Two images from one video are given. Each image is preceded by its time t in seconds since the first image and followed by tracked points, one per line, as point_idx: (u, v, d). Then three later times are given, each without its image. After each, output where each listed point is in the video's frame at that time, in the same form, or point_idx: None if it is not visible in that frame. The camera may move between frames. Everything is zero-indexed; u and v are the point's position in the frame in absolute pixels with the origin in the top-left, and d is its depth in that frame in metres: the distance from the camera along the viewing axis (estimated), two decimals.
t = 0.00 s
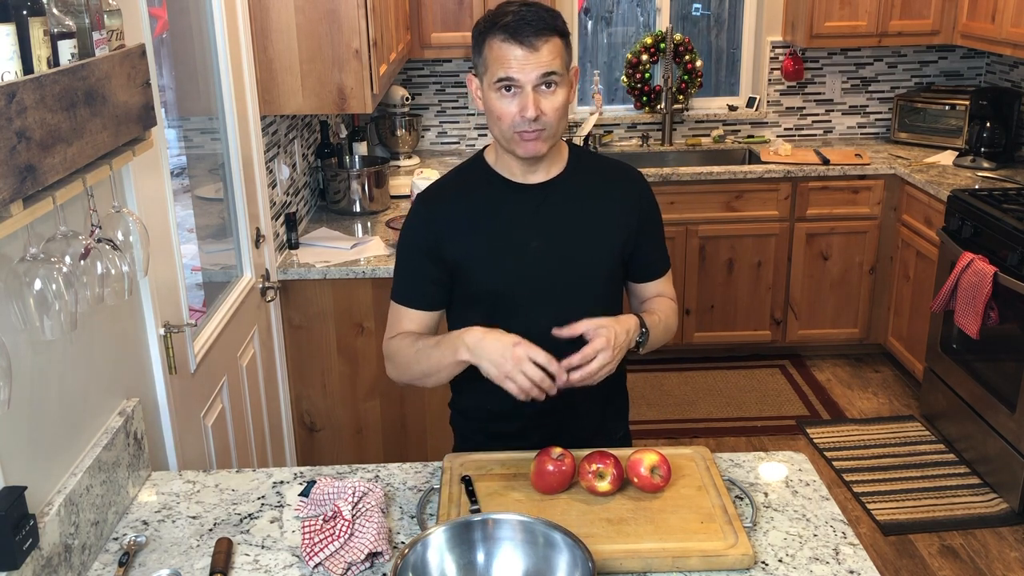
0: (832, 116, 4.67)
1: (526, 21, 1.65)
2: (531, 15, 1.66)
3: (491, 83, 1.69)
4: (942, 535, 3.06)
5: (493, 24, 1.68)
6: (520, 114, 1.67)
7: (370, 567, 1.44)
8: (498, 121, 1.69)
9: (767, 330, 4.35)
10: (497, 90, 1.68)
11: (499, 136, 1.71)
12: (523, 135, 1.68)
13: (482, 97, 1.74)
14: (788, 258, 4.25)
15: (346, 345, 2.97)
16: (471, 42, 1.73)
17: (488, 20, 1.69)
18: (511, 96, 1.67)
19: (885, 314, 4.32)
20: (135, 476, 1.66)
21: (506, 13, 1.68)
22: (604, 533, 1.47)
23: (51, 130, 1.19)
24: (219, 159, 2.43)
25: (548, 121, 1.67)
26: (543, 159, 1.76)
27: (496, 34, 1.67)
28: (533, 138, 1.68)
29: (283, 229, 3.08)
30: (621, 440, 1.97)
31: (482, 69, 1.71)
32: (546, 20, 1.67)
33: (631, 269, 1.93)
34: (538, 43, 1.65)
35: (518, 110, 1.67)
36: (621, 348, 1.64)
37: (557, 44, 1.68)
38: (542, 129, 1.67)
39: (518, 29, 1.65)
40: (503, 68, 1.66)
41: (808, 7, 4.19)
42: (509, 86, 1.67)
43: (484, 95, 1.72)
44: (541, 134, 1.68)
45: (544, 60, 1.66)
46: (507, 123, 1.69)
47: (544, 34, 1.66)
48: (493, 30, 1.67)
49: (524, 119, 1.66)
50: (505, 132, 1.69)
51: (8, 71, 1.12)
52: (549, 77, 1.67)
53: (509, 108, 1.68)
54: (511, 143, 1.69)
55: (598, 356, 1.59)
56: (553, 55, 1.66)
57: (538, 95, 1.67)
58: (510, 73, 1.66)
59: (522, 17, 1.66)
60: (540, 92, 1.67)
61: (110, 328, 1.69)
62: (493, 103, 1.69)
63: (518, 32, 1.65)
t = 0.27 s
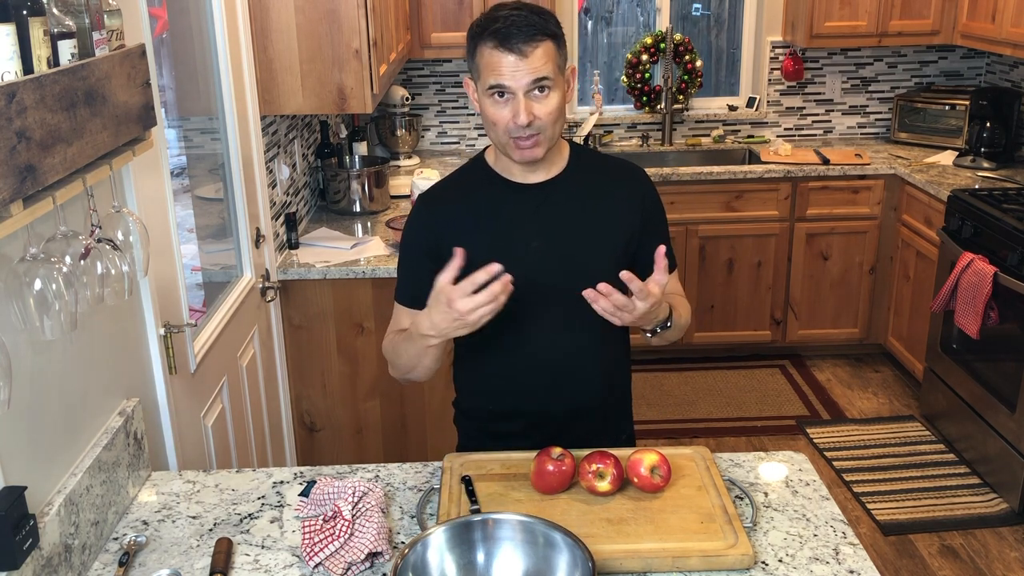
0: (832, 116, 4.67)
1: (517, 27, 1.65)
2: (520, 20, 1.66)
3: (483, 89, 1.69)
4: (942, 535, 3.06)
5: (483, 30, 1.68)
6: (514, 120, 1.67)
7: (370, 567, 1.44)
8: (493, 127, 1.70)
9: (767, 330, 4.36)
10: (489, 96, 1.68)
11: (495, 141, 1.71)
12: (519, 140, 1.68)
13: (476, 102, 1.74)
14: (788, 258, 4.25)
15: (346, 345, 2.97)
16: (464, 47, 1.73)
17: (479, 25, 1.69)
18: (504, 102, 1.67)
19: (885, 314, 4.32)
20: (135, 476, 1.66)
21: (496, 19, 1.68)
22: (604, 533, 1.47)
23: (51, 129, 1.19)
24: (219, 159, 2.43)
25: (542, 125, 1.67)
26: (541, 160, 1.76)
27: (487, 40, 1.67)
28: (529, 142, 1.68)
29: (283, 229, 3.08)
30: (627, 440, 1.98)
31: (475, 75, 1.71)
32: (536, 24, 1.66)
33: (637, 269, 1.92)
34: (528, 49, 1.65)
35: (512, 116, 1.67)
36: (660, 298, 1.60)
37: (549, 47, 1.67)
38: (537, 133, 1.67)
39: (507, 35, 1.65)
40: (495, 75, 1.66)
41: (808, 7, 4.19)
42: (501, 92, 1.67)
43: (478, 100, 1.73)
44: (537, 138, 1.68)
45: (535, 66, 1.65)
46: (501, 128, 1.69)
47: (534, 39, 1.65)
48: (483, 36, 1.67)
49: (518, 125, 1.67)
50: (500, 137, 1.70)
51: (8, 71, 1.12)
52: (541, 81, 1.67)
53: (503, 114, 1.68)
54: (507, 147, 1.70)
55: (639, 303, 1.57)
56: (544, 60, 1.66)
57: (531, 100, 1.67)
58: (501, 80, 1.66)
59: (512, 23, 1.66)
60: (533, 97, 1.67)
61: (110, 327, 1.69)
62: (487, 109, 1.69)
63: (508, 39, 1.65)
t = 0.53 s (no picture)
0: (832, 116, 4.67)
1: (521, 32, 1.65)
2: (525, 24, 1.65)
3: (486, 93, 1.69)
4: (942, 535, 3.06)
5: (488, 33, 1.67)
6: (517, 124, 1.67)
7: (370, 567, 1.44)
8: (495, 130, 1.70)
9: (767, 330, 4.36)
10: (492, 100, 1.68)
11: (497, 144, 1.71)
12: (521, 144, 1.68)
13: (479, 104, 1.74)
14: (788, 259, 4.25)
15: (346, 345, 2.97)
16: (467, 49, 1.73)
17: (483, 28, 1.69)
18: (507, 106, 1.67)
19: (885, 314, 4.32)
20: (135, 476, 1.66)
21: (501, 22, 1.67)
22: (604, 533, 1.47)
23: (51, 129, 1.19)
24: (219, 159, 2.43)
25: (545, 130, 1.67)
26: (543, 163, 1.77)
27: (491, 44, 1.67)
28: (531, 146, 1.68)
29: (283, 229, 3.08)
30: (627, 441, 1.97)
31: (478, 78, 1.71)
32: (541, 28, 1.66)
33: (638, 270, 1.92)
34: (533, 54, 1.65)
35: (515, 120, 1.67)
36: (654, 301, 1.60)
37: (553, 52, 1.67)
38: (540, 138, 1.68)
39: (512, 39, 1.65)
40: (498, 79, 1.66)
41: (808, 7, 4.19)
42: (505, 97, 1.67)
43: (480, 102, 1.73)
44: (539, 143, 1.69)
45: (539, 71, 1.65)
46: (503, 132, 1.69)
47: (539, 44, 1.65)
48: (487, 40, 1.67)
49: (521, 129, 1.67)
50: (502, 140, 1.70)
51: (8, 71, 1.12)
52: (545, 86, 1.67)
53: (506, 118, 1.68)
54: (509, 151, 1.70)
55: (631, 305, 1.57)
56: (548, 65, 1.66)
57: (535, 105, 1.67)
58: (505, 84, 1.66)
59: (517, 27, 1.65)
60: (536, 102, 1.67)
61: (110, 327, 1.69)
62: (489, 113, 1.69)
63: (512, 44, 1.64)
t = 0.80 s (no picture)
0: (832, 116, 4.67)
1: (528, 32, 1.64)
2: (532, 24, 1.65)
3: (492, 93, 1.69)
4: (942, 535, 3.06)
5: (494, 33, 1.67)
6: (522, 124, 1.67)
7: (370, 567, 1.44)
8: (499, 130, 1.70)
9: (767, 330, 4.36)
10: (498, 100, 1.68)
11: (501, 144, 1.71)
12: (525, 144, 1.68)
13: (483, 103, 1.74)
14: (788, 259, 4.25)
15: (346, 344, 2.97)
16: (473, 48, 1.72)
17: (490, 27, 1.68)
18: (512, 106, 1.67)
19: (885, 314, 4.32)
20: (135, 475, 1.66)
21: (508, 21, 1.67)
22: (604, 533, 1.47)
23: (51, 130, 1.19)
24: (220, 159, 2.43)
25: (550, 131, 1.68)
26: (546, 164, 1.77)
27: (497, 44, 1.66)
28: (536, 147, 1.68)
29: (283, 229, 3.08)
30: (627, 441, 1.98)
31: (483, 77, 1.71)
32: (548, 29, 1.66)
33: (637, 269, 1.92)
34: (540, 54, 1.65)
35: (520, 120, 1.67)
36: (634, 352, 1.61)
37: (559, 53, 1.67)
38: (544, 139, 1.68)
39: (519, 39, 1.64)
40: (504, 79, 1.66)
41: (808, 7, 4.19)
42: (510, 97, 1.67)
43: (485, 102, 1.73)
44: (543, 144, 1.69)
45: (546, 72, 1.65)
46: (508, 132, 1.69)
47: (546, 45, 1.65)
48: (494, 39, 1.67)
49: (526, 130, 1.67)
50: (506, 140, 1.70)
51: (8, 71, 1.12)
52: (551, 87, 1.67)
53: (511, 118, 1.68)
54: (513, 151, 1.70)
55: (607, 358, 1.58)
56: (554, 66, 1.66)
57: (540, 106, 1.67)
58: (511, 85, 1.66)
59: (524, 27, 1.65)
60: (542, 103, 1.67)
61: (110, 327, 1.68)
62: (494, 112, 1.69)
63: (519, 43, 1.64)
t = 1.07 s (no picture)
0: (832, 116, 4.67)
1: (532, 31, 1.65)
2: (536, 23, 1.65)
3: (495, 91, 1.69)
4: (942, 535, 3.06)
5: (498, 32, 1.67)
6: (524, 124, 1.67)
7: (370, 567, 1.44)
8: (501, 129, 1.70)
9: (767, 330, 4.35)
10: (501, 98, 1.68)
11: (502, 143, 1.71)
12: (527, 144, 1.68)
13: (485, 102, 1.74)
14: (788, 259, 4.25)
15: (346, 344, 2.97)
16: (476, 47, 1.72)
17: (494, 26, 1.69)
18: (515, 105, 1.67)
19: (885, 314, 4.32)
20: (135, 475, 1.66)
21: (511, 21, 1.67)
22: (604, 533, 1.47)
23: (51, 130, 1.19)
24: (219, 159, 2.43)
25: (553, 130, 1.67)
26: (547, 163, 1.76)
27: (501, 43, 1.66)
28: (537, 147, 1.68)
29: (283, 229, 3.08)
30: (627, 441, 1.98)
31: (486, 76, 1.71)
32: (551, 29, 1.66)
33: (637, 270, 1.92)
34: (543, 53, 1.65)
35: (522, 119, 1.67)
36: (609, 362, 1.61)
37: (563, 53, 1.67)
38: (546, 138, 1.68)
39: (523, 38, 1.65)
40: (507, 78, 1.66)
41: (808, 7, 4.19)
42: (513, 96, 1.67)
43: (487, 101, 1.73)
44: (545, 144, 1.69)
45: (549, 71, 1.65)
46: (509, 131, 1.69)
47: (550, 44, 1.65)
48: (497, 38, 1.67)
49: (528, 129, 1.66)
50: (508, 140, 1.69)
51: (8, 71, 1.12)
52: (554, 87, 1.67)
53: (513, 117, 1.68)
54: (515, 150, 1.70)
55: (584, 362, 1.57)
56: (558, 65, 1.66)
57: (543, 105, 1.67)
58: (514, 84, 1.66)
59: (528, 26, 1.65)
60: (545, 102, 1.67)
61: (110, 326, 1.68)
62: (497, 111, 1.69)
63: (523, 42, 1.64)
